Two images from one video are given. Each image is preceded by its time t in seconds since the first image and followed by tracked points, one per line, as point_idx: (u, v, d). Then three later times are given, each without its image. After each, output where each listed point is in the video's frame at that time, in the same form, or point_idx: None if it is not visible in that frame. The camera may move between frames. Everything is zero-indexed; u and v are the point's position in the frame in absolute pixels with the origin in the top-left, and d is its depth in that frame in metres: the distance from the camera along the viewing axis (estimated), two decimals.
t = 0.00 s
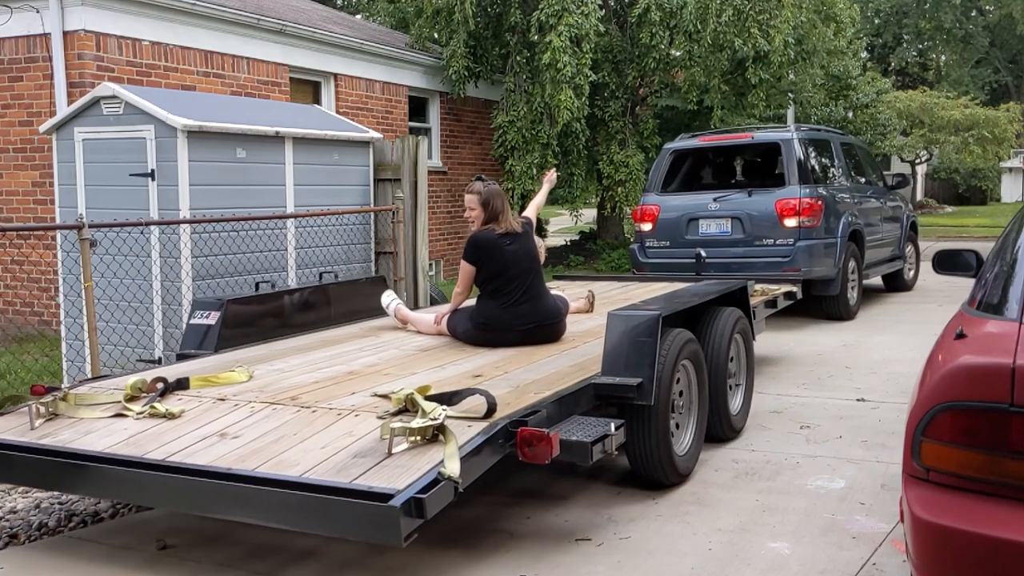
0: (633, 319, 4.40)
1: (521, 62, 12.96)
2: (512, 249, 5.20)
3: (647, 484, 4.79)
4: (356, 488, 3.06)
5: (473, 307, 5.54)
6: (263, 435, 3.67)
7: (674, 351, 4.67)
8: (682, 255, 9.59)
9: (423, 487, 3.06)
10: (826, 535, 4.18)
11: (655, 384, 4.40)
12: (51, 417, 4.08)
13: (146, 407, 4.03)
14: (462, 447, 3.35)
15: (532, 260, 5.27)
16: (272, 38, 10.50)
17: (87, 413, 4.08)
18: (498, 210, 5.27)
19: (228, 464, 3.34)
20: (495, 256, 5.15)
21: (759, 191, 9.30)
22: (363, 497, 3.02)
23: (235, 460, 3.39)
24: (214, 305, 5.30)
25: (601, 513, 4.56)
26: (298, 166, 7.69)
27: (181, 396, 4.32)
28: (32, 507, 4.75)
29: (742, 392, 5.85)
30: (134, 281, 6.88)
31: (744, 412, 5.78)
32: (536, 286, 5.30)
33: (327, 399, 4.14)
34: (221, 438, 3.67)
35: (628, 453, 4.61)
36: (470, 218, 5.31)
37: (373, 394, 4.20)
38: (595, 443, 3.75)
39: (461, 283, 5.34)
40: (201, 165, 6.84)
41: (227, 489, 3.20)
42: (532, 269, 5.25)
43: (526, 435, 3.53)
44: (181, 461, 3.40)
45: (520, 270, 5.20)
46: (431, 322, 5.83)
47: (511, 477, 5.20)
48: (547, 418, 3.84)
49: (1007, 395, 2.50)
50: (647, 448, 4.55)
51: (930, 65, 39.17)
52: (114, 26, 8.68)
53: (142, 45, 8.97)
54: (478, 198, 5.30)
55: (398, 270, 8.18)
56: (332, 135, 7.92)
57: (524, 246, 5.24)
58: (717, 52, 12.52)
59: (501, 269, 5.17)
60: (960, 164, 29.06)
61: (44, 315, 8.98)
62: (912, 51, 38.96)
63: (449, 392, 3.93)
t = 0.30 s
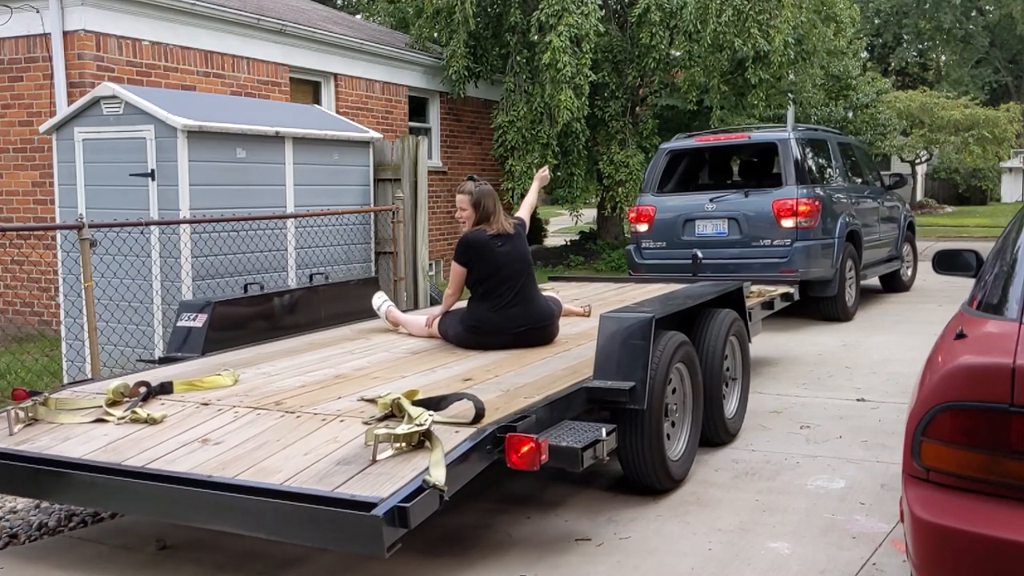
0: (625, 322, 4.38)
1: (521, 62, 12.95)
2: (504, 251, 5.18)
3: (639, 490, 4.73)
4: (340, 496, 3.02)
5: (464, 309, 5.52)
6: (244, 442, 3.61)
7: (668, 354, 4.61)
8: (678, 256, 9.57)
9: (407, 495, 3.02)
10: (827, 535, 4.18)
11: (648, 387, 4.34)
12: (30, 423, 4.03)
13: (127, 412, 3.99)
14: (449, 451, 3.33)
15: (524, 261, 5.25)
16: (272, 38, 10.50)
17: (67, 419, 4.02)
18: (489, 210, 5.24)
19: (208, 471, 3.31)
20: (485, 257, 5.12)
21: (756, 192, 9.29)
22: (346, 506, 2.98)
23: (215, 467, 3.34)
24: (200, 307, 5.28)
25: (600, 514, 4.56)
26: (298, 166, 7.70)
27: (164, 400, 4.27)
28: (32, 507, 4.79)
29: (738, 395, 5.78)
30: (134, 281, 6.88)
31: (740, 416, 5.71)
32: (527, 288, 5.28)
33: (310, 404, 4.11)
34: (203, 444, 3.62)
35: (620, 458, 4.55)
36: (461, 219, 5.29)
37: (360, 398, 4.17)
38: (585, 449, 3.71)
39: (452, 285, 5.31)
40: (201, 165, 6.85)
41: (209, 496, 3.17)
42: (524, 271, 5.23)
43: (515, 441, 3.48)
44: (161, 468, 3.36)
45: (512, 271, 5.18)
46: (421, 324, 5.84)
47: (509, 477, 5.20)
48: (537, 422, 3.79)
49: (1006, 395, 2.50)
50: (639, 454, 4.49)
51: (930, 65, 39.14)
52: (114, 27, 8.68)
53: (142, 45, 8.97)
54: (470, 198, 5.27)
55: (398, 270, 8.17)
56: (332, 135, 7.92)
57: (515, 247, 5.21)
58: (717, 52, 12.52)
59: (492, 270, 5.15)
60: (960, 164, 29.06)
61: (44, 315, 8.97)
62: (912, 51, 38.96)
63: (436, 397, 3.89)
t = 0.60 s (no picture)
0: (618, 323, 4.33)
1: (521, 62, 12.95)
2: (495, 252, 5.16)
3: (634, 495, 4.68)
4: (320, 505, 2.91)
5: (455, 311, 5.50)
6: (227, 446, 3.56)
7: (661, 356, 4.56)
8: (676, 256, 9.57)
9: (391, 503, 2.92)
10: (826, 535, 4.18)
11: (641, 391, 4.30)
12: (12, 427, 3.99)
13: (109, 417, 3.91)
14: (435, 460, 3.24)
15: (516, 263, 5.23)
16: (272, 38, 10.50)
17: (48, 424, 3.96)
18: (481, 211, 5.23)
19: (188, 478, 3.21)
20: (476, 259, 5.11)
21: (753, 192, 9.29)
22: (326, 515, 2.87)
23: (195, 473, 3.26)
24: (185, 308, 5.24)
25: (600, 514, 4.57)
26: (298, 166, 7.70)
27: (146, 405, 4.22)
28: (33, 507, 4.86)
29: (734, 397, 5.74)
30: (134, 281, 6.88)
31: (735, 419, 5.66)
32: (519, 290, 5.27)
33: (294, 409, 4.06)
34: (184, 449, 3.54)
35: (614, 462, 4.50)
36: (452, 220, 5.27)
37: (346, 402, 4.13)
38: (575, 455, 3.67)
39: (443, 287, 5.30)
40: (201, 165, 6.84)
41: (188, 504, 3.06)
42: (515, 272, 5.21)
43: (504, 447, 3.43)
44: (138, 475, 3.27)
45: (504, 273, 5.17)
46: (413, 326, 5.85)
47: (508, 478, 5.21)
48: (526, 427, 3.76)
49: (1006, 395, 2.50)
50: (633, 458, 4.44)
51: (930, 65, 39.15)
52: (114, 27, 8.68)
53: (142, 45, 8.97)
54: (461, 199, 5.25)
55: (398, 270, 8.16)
56: (332, 135, 7.92)
57: (507, 249, 5.20)
58: (717, 52, 12.52)
59: (483, 272, 5.14)
60: (960, 164, 29.07)
61: (44, 315, 8.97)
62: (912, 52, 38.98)
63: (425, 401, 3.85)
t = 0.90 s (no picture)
0: (609, 327, 4.34)
1: (521, 62, 12.95)
2: (487, 253, 5.16)
3: (627, 500, 4.66)
4: (301, 513, 2.89)
5: (448, 313, 5.49)
6: (209, 452, 3.55)
7: (655, 359, 4.54)
8: (673, 256, 9.57)
9: (374, 512, 2.89)
10: (826, 535, 4.18)
11: (634, 394, 4.28)
12: None
13: (92, 422, 3.90)
14: (421, 467, 3.22)
15: (508, 264, 5.22)
16: (272, 38, 10.50)
17: (29, 429, 3.94)
18: (472, 211, 5.21)
19: (169, 485, 3.19)
20: (468, 260, 5.10)
21: (751, 192, 9.28)
22: (308, 525, 2.84)
23: (176, 480, 3.24)
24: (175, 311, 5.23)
25: (599, 515, 4.58)
26: (298, 166, 7.70)
27: (130, 409, 4.20)
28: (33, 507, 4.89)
29: (730, 400, 5.72)
30: (134, 281, 6.88)
31: (731, 422, 5.64)
32: (511, 292, 5.26)
33: (281, 414, 4.05)
34: (166, 455, 3.53)
35: (607, 467, 4.48)
36: (444, 220, 5.26)
37: (333, 407, 4.12)
38: (565, 460, 3.66)
39: (435, 288, 5.29)
40: (201, 165, 6.84)
41: (168, 511, 3.03)
42: (508, 273, 5.20)
43: (492, 453, 3.43)
44: (119, 482, 3.25)
45: (496, 274, 5.16)
46: (405, 328, 5.84)
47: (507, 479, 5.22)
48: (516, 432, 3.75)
49: (1006, 395, 2.50)
50: (626, 462, 4.41)
51: (930, 65, 39.16)
52: (114, 26, 8.68)
53: (142, 45, 8.97)
54: (453, 199, 5.25)
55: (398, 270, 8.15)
56: (332, 135, 7.92)
57: (499, 250, 5.19)
58: (717, 52, 12.53)
59: (476, 273, 5.13)
60: (960, 164, 29.07)
61: (44, 315, 8.97)
62: (912, 52, 38.99)
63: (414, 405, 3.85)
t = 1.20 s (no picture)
0: (605, 329, 4.29)
1: (521, 62, 12.95)
2: (482, 254, 5.15)
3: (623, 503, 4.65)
4: (287, 519, 2.88)
5: (442, 314, 5.49)
6: (198, 455, 3.55)
7: (649, 361, 4.54)
8: (671, 256, 9.57)
9: (361, 518, 2.89)
10: (826, 535, 4.18)
11: (628, 397, 4.28)
12: None
13: (78, 426, 3.89)
14: (410, 472, 3.21)
15: (502, 266, 5.22)
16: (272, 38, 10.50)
17: (16, 432, 3.94)
18: (466, 210, 5.19)
19: (154, 491, 3.18)
20: (462, 261, 5.10)
21: (750, 192, 9.27)
22: (294, 532, 2.84)
23: (161, 485, 3.24)
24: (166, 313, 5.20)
25: (598, 516, 4.58)
26: (298, 166, 7.70)
27: (119, 412, 4.20)
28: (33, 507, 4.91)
29: (727, 402, 5.71)
30: (134, 281, 6.88)
31: (728, 424, 5.63)
32: (505, 293, 5.26)
33: (271, 416, 4.05)
34: (153, 459, 3.52)
35: (602, 470, 4.47)
36: (438, 220, 5.25)
37: (324, 410, 4.12)
38: (558, 464, 3.66)
39: (429, 288, 5.29)
40: (201, 166, 6.84)
41: (154, 518, 3.03)
42: (502, 275, 5.20)
43: (484, 458, 3.42)
44: (104, 486, 3.24)
45: (490, 275, 5.16)
46: (399, 330, 5.84)
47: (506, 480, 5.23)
48: (508, 435, 3.75)
49: (1006, 395, 2.50)
50: (621, 465, 4.41)
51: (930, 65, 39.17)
52: (114, 26, 8.68)
53: (142, 45, 8.96)
54: (446, 199, 5.22)
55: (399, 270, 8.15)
56: (333, 135, 7.92)
57: (493, 251, 5.18)
58: (716, 52, 12.53)
59: (469, 274, 5.13)
60: (960, 164, 29.07)
61: (44, 315, 8.97)
62: (912, 52, 39.00)
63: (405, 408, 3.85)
